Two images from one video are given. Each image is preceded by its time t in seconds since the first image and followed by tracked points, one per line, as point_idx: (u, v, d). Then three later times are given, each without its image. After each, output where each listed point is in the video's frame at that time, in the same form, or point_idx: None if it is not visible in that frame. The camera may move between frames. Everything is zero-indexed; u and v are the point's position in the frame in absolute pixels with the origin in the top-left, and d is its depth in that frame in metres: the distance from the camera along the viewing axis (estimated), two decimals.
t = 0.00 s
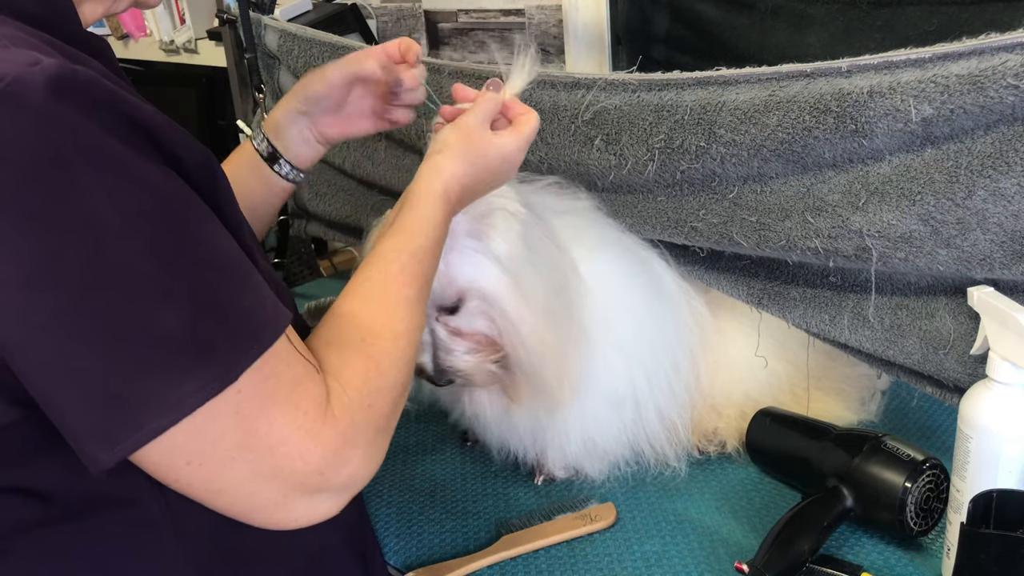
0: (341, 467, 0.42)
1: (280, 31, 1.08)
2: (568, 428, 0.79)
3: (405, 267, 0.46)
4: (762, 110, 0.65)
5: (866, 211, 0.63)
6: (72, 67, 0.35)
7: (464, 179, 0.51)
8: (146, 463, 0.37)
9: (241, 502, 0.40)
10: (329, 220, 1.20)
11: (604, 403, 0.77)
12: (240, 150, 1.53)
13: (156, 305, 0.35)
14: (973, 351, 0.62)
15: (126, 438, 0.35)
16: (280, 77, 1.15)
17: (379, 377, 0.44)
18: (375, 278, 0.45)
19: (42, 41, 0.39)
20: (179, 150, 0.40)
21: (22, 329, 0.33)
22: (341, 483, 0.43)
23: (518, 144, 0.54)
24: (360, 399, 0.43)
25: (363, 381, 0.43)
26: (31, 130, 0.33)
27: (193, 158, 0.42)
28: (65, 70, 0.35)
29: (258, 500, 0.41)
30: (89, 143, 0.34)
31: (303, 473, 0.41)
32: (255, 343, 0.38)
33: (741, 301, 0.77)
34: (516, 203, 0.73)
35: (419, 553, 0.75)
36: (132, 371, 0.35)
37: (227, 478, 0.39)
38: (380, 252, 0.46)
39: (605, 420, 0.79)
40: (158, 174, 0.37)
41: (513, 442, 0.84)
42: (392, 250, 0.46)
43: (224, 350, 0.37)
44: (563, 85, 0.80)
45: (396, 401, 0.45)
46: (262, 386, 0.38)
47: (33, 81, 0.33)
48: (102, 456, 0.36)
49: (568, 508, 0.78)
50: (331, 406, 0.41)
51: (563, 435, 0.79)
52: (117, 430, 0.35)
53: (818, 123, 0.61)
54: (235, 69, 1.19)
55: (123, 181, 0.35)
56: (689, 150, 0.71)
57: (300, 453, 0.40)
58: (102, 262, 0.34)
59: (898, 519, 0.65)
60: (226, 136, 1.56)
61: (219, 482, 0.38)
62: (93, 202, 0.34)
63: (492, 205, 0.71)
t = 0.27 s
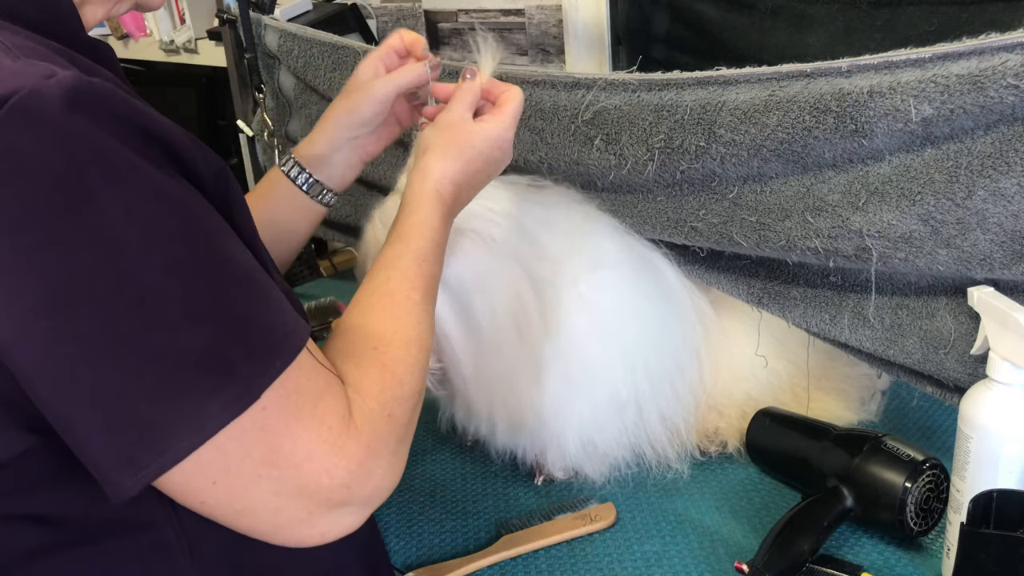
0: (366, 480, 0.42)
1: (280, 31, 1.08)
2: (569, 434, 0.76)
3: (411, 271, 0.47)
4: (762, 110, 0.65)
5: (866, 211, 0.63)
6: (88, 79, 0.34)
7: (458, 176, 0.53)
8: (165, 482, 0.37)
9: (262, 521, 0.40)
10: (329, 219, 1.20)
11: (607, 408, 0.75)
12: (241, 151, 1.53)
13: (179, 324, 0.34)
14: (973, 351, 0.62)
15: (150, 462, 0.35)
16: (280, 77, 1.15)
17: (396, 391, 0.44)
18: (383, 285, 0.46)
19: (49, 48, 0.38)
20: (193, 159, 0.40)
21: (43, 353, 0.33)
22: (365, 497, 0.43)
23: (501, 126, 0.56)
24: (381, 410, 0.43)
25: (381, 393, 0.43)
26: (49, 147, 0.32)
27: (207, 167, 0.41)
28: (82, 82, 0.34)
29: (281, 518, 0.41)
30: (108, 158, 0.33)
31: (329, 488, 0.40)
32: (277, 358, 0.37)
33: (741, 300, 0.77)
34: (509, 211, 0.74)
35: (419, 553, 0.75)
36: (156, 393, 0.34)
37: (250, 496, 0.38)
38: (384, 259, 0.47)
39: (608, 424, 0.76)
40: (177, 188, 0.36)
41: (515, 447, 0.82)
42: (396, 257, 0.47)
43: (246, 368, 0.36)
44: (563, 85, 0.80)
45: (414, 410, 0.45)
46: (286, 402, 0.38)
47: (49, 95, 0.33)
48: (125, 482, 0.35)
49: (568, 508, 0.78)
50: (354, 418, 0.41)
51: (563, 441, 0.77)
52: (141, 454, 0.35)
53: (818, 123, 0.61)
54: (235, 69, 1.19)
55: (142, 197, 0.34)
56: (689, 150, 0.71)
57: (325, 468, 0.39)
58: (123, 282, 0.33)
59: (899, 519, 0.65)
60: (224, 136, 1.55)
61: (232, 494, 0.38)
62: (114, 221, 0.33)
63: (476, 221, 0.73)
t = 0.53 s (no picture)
0: (378, 487, 0.42)
1: (280, 31, 1.08)
2: (569, 437, 0.76)
3: (410, 280, 0.47)
4: (762, 110, 0.65)
5: (866, 211, 0.62)
6: (100, 86, 0.34)
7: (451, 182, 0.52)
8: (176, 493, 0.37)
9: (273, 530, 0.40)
10: (329, 220, 1.20)
11: (606, 409, 0.75)
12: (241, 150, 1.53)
13: (193, 333, 0.34)
14: (973, 351, 0.62)
15: (164, 472, 0.34)
16: (280, 77, 1.15)
17: (404, 398, 0.44)
18: (381, 295, 0.47)
19: (56, 53, 0.38)
20: (202, 166, 0.40)
21: (55, 363, 0.32)
22: (375, 503, 0.43)
23: (492, 129, 0.55)
24: (390, 416, 0.43)
25: (390, 399, 0.43)
26: (63, 154, 0.32)
27: (215, 175, 0.41)
28: (94, 88, 0.34)
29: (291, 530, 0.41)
30: (121, 165, 0.33)
31: (337, 496, 0.40)
32: (289, 367, 0.37)
33: (741, 301, 0.77)
34: (506, 213, 0.72)
35: (420, 553, 0.75)
36: (169, 402, 0.34)
37: (262, 507, 0.38)
38: (381, 269, 0.48)
39: (608, 426, 0.76)
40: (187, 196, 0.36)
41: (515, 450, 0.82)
42: (394, 266, 0.47)
43: (259, 376, 0.36)
44: (563, 85, 0.80)
45: (421, 415, 0.46)
46: (299, 411, 0.38)
47: (62, 101, 0.33)
48: (138, 494, 0.35)
49: (568, 508, 0.77)
50: (365, 425, 0.41)
51: (563, 444, 0.77)
52: (154, 465, 0.34)
53: (818, 123, 0.61)
54: (235, 69, 1.19)
55: (155, 205, 0.34)
56: (689, 150, 0.70)
57: (336, 475, 0.40)
58: (137, 291, 0.33)
59: (899, 519, 0.65)
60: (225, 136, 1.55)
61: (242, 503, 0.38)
62: (128, 228, 0.33)
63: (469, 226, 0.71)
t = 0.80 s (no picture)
0: (379, 477, 0.42)
1: (280, 31, 1.08)
2: (567, 436, 0.76)
3: (407, 272, 0.47)
4: (762, 110, 0.65)
5: (866, 211, 0.62)
6: (102, 84, 0.34)
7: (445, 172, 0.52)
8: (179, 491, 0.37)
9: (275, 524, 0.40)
10: (329, 220, 1.20)
11: (605, 408, 0.75)
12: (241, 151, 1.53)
13: (197, 328, 0.34)
14: (973, 352, 0.62)
15: (169, 468, 0.34)
16: (280, 78, 1.15)
17: (404, 390, 0.44)
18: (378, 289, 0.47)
19: (55, 53, 0.38)
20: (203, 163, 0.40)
21: (60, 361, 0.32)
22: (377, 494, 0.43)
23: (482, 117, 0.55)
24: (391, 407, 0.43)
25: (390, 391, 0.43)
26: (65, 152, 0.32)
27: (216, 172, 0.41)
28: (97, 88, 0.34)
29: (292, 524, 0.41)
30: (124, 162, 0.33)
31: (339, 488, 0.40)
32: (292, 360, 0.38)
33: (741, 301, 0.77)
34: (504, 209, 0.72)
35: (420, 553, 0.75)
36: (173, 397, 0.34)
37: (266, 499, 0.38)
38: (379, 262, 0.48)
39: (606, 425, 0.76)
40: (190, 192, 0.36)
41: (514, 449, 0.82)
42: (391, 259, 0.47)
43: (262, 370, 0.36)
44: (563, 85, 0.80)
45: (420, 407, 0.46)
46: (302, 404, 0.38)
47: (65, 101, 0.33)
48: (143, 490, 0.35)
49: (568, 508, 0.77)
50: (366, 417, 0.41)
51: (562, 443, 0.77)
52: (159, 460, 0.34)
53: (818, 123, 0.61)
54: (235, 69, 1.19)
55: (158, 201, 0.34)
56: (689, 150, 0.71)
57: (339, 466, 0.40)
58: (141, 287, 0.33)
59: (899, 519, 0.65)
60: (224, 136, 1.55)
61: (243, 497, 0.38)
62: (131, 225, 0.33)
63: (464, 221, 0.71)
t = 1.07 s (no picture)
0: (371, 469, 0.42)
1: (280, 31, 1.08)
2: (562, 435, 0.76)
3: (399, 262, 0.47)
4: (762, 110, 0.65)
5: (866, 211, 0.62)
6: (87, 84, 0.34)
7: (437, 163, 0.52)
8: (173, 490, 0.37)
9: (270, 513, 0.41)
10: (329, 220, 1.20)
11: (601, 408, 0.75)
12: (241, 151, 1.53)
13: (181, 323, 0.35)
14: (973, 352, 0.62)
15: (155, 462, 0.35)
16: (280, 78, 1.15)
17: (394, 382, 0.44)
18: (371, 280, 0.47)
19: (42, 52, 0.38)
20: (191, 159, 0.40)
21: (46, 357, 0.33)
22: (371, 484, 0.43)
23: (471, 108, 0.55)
24: (382, 399, 0.43)
25: (380, 384, 0.43)
26: (49, 151, 0.32)
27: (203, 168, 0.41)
28: (81, 87, 0.34)
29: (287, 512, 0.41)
30: (108, 160, 0.34)
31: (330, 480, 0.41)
32: (279, 353, 0.38)
33: (741, 301, 0.77)
34: (498, 209, 0.73)
35: (419, 553, 0.76)
36: (157, 391, 0.35)
37: (257, 490, 0.39)
38: (372, 255, 0.48)
39: (600, 424, 0.76)
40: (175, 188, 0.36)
41: (509, 447, 0.82)
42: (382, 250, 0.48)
43: (248, 364, 0.37)
44: (563, 85, 0.80)
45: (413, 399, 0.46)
46: (290, 397, 0.39)
47: (48, 100, 0.33)
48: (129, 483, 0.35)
49: (568, 508, 0.77)
50: (357, 409, 0.42)
51: (557, 443, 0.77)
52: (145, 454, 0.35)
53: (818, 123, 0.61)
54: (235, 69, 1.19)
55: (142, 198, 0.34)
56: (689, 150, 0.71)
57: (329, 458, 0.40)
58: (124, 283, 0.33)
59: (899, 519, 0.65)
60: (225, 135, 1.56)
61: (239, 488, 0.38)
62: (115, 222, 0.33)
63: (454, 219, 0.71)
